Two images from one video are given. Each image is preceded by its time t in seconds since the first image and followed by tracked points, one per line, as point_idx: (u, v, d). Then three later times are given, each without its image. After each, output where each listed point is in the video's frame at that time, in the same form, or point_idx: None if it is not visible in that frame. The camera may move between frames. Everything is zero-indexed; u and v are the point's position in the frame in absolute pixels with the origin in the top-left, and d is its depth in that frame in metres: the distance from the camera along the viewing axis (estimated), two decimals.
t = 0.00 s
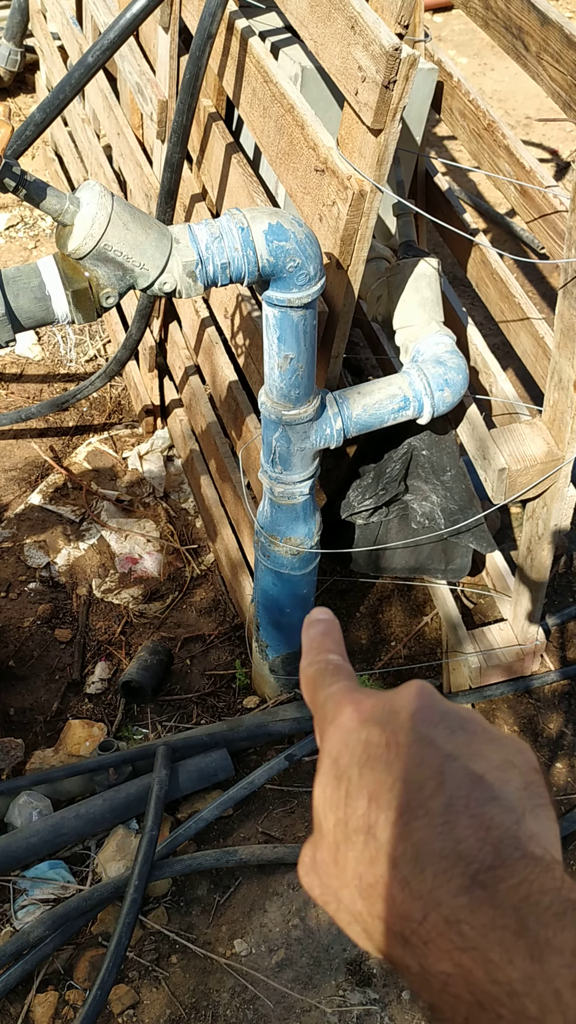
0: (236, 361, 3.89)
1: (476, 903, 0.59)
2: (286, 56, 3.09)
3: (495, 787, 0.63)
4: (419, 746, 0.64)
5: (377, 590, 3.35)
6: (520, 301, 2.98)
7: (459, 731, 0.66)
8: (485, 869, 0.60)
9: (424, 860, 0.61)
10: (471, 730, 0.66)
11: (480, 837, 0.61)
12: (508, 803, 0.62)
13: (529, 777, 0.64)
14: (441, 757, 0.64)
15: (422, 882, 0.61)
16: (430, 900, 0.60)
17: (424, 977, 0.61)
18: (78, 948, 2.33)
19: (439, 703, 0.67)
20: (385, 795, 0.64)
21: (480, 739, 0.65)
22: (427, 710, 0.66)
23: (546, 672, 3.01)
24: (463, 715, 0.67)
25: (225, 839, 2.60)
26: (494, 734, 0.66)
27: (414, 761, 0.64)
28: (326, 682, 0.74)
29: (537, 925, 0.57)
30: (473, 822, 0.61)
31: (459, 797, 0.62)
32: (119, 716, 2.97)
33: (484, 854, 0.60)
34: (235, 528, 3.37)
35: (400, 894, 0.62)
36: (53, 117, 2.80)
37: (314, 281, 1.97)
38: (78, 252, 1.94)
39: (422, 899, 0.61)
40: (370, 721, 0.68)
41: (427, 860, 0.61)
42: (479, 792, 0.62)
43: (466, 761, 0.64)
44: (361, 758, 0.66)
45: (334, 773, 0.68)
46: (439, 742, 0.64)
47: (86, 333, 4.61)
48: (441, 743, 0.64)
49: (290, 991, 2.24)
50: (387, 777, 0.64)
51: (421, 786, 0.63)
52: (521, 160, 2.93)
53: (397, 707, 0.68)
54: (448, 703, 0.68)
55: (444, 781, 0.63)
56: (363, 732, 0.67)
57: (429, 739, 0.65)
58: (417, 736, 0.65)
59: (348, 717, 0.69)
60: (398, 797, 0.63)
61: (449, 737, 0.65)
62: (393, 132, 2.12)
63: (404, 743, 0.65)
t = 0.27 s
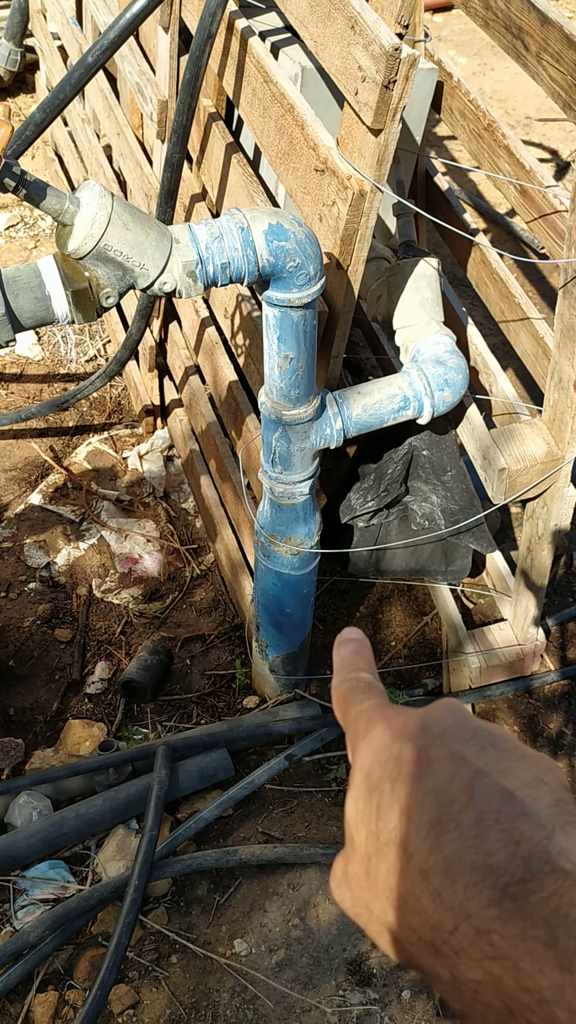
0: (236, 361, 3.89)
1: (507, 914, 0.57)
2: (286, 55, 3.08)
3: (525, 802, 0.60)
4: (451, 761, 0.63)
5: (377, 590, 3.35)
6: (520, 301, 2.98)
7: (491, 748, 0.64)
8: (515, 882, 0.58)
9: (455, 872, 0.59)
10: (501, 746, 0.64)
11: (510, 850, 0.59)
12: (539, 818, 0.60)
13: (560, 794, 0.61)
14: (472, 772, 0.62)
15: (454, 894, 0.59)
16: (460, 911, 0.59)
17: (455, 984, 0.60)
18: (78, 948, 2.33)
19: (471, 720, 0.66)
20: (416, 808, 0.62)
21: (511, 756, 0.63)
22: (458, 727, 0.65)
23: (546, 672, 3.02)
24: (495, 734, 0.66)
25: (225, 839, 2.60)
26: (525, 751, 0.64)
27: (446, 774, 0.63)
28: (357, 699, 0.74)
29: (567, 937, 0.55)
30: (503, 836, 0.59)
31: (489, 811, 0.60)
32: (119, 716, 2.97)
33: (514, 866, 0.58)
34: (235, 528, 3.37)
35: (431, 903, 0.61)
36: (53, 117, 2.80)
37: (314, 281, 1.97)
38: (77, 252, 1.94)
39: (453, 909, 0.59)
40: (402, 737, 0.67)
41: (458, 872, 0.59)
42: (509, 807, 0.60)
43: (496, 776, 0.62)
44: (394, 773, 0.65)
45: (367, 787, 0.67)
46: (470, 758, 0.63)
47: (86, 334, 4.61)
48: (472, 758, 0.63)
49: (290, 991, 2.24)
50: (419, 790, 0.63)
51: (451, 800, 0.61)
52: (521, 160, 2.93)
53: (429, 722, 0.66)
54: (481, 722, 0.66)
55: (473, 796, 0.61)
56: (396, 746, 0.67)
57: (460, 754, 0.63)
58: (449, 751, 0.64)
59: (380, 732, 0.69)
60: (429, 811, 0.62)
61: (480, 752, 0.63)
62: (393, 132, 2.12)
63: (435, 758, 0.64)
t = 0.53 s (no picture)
0: (236, 361, 3.89)
1: (522, 864, 0.51)
2: (286, 55, 3.09)
3: (541, 753, 0.53)
4: (465, 711, 0.55)
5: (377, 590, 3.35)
6: (520, 300, 2.98)
7: (505, 698, 0.56)
8: (529, 831, 0.52)
9: (469, 819, 0.53)
10: (515, 697, 0.56)
11: (526, 800, 0.52)
12: (554, 770, 0.52)
13: None
14: (485, 722, 0.54)
15: (467, 841, 0.53)
16: (474, 857, 0.53)
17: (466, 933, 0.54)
18: (78, 948, 2.33)
19: (485, 668, 0.57)
20: (430, 755, 0.55)
21: (525, 707, 0.56)
22: (474, 673, 0.57)
23: (546, 672, 3.01)
24: (509, 682, 0.57)
25: (225, 839, 2.59)
26: (537, 703, 0.56)
27: (459, 724, 0.55)
28: (368, 646, 0.68)
29: None
30: (518, 786, 0.52)
31: (504, 760, 0.53)
32: (119, 716, 2.97)
33: (529, 815, 0.52)
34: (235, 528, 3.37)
35: (442, 849, 0.55)
36: (53, 117, 2.80)
37: (314, 281, 1.97)
38: (78, 252, 1.94)
39: (466, 855, 0.53)
40: (415, 683, 0.59)
41: (472, 819, 0.53)
42: (524, 758, 0.53)
43: (512, 726, 0.54)
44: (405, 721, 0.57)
45: (377, 734, 0.60)
46: (484, 706, 0.55)
47: (86, 333, 4.61)
48: (487, 707, 0.55)
49: (290, 991, 2.24)
50: (431, 738, 0.55)
51: (465, 748, 0.54)
52: (521, 160, 2.94)
53: (441, 669, 0.58)
54: (496, 671, 0.58)
55: (487, 745, 0.54)
56: (407, 693, 0.59)
57: (474, 703, 0.55)
58: (463, 700, 0.55)
59: (391, 677, 0.61)
60: (442, 758, 0.55)
61: (495, 702, 0.55)
62: (393, 132, 2.12)
63: (448, 706, 0.56)
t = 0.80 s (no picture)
0: (236, 361, 3.90)
1: (533, 861, 0.44)
2: (286, 56, 3.09)
3: (550, 749, 0.47)
4: (473, 709, 0.49)
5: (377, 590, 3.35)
6: (520, 300, 2.98)
7: (513, 696, 0.50)
8: (539, 828, 0.45)
9: (477, 817, 0.47)
10: (523, 694, 0.50)
11: (534, 797, 0.45)
12: (564, 766, 0.45)
13: None
14: (493, 718, 0.49)
15: (476, 840, 0.47)
16: (483, 855, 0.47)
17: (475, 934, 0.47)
18: (78, 948, 2.33)
19: (492, 665, 0.52)
20: (437, 753, 0.49)
21: (534, 704, 0.50)
22: (480, 670, 0.51)
23: (546, 671, 3.01)
24: (520, 680, 0.52)
25: (225, 839, 2.59)
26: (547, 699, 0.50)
27: (466, 722, 0.49)
28: (373, 646, 0.63)
29: None
30: (526, 783, 0.46)
31: (512, 757, 0.47)
32: (119, 716, 2.97)
33: (539, 812, 0.45)
34: (235, 528, 3.37)
35: (449, 848, 0.48)
36: (53, 116, 2.80)
37: (314, 281, 1.97)
38: (78, 252, 1.94)
39: (474, 855, 0.47)
40: (421, 678, 0.54)
41: (480, 817, 0.47)
42: (533, 754, 0.46)
43: (520, 722, 0.48)
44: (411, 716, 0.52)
45: (381, 729, 0.54)
46: (490, 703, 0.49)
47: (86, 333, 4.61)
48: (494, 705, 0.49)
49: (290, 991, 2.24)
50: (438, 736, 0.50)
51: (470, 746, 0.48)
52: (521, 160, 2.93)
53: (447, 665, 0.53)
54: (504, 668, 0.52)
55: (496, 742, 0.48)
56: (412, 690, 0.53)
57: (481, 701, 0.50)
58: (470, 698, 0.50)
59: (396, 674, 0.56)
60: (450, 756, 0.49)
61: (502, 700, 0.49)
62: (393, 132, 2.12)
63: (456, 704, 0.50)
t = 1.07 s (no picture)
0: (236, 361, 3.90)
1: (514, 943, 0.57)
2: (286, 55, 3.09)
3: (531, 830, 0.60)
4: (459, 789, 0.61)
5: (377, 589, 3.35)
6: (520, 300, 2.98)
7: (497, 774, 0.62)
8: (521, 910, 0.57)
9: (462, 898, 0.59)
10: (506, 771, 0.62)
11: (517, 878, 0.58)
12: (545, 846, 0.59)
13: (565, 822, 0.60)
14: (477, 799, 0.61)
15: (460, 922, 0.59)
16: (467, 938, 0.58)
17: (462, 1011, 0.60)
18: (78, 948, 2.33)
19: (477, 743, 0.64)
20: (423, 834, 0.61)
21: (516, 782, 0.62)
22: (464, 752, 0.63)
23: (546, 672, 3.01)
24: (504, 759, 0.63)
25: (225, 839, 2.59)
26: (530, 777, 0.63)
27: (451, 802, 0.61)
28: (362, 726, 0.74)
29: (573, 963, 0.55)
30: (509, 864, 0.58)
31: (496, 837, 0.59)
32: (119, 716, 2.97)
33: (521, 894, 0.57)
34: (235, 528, 3.37)
35: (437, 931, 0.60)
36: (53, 117, 2.80)
37: (314, 281, 1.97)
38: (77, 252, 1.94)
39: (460, 938, 0.58)
40: (410, 763, 0.66)
41: (464, 900, 0.59)
42: (516, 834, 0.59)
43: (503, 803, 0.60)
44: (400, 800, 0.64)
45: (372, 811, 0.67)
46: (477, 784, 0.61)
47: (86, 334, 4.61)
48: (479, 785, 0.61)
49: (290, 991, 2.24)
50: (424, 817, 0.62)
51: (458, 828, 0.60)
52: (521, 160, 2.93)
53: (434, 748, 0.65)
54: (486, 745, 0.64)
55: (480, 823, 0.60)
56: (404, 774, 0.65)
57: (466, 782, 0.62)
58: (454, 778, 0.62)
59: (386, 758, 0.68)
60: (435, 837, 0.61)
61: (486, 779, 0.62)
62: (393, 132, 2.12)
63: (441, 786, 0.62)
